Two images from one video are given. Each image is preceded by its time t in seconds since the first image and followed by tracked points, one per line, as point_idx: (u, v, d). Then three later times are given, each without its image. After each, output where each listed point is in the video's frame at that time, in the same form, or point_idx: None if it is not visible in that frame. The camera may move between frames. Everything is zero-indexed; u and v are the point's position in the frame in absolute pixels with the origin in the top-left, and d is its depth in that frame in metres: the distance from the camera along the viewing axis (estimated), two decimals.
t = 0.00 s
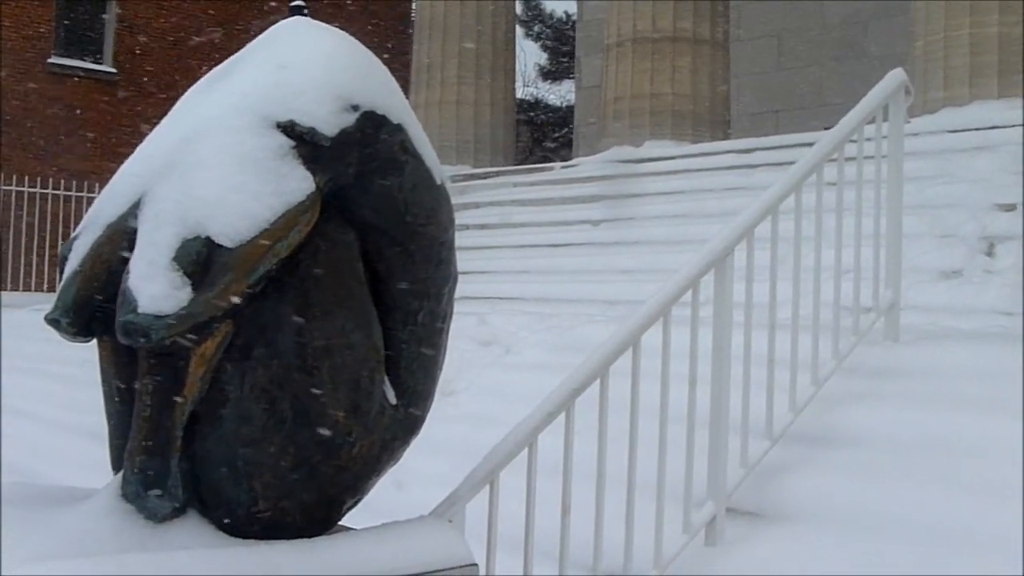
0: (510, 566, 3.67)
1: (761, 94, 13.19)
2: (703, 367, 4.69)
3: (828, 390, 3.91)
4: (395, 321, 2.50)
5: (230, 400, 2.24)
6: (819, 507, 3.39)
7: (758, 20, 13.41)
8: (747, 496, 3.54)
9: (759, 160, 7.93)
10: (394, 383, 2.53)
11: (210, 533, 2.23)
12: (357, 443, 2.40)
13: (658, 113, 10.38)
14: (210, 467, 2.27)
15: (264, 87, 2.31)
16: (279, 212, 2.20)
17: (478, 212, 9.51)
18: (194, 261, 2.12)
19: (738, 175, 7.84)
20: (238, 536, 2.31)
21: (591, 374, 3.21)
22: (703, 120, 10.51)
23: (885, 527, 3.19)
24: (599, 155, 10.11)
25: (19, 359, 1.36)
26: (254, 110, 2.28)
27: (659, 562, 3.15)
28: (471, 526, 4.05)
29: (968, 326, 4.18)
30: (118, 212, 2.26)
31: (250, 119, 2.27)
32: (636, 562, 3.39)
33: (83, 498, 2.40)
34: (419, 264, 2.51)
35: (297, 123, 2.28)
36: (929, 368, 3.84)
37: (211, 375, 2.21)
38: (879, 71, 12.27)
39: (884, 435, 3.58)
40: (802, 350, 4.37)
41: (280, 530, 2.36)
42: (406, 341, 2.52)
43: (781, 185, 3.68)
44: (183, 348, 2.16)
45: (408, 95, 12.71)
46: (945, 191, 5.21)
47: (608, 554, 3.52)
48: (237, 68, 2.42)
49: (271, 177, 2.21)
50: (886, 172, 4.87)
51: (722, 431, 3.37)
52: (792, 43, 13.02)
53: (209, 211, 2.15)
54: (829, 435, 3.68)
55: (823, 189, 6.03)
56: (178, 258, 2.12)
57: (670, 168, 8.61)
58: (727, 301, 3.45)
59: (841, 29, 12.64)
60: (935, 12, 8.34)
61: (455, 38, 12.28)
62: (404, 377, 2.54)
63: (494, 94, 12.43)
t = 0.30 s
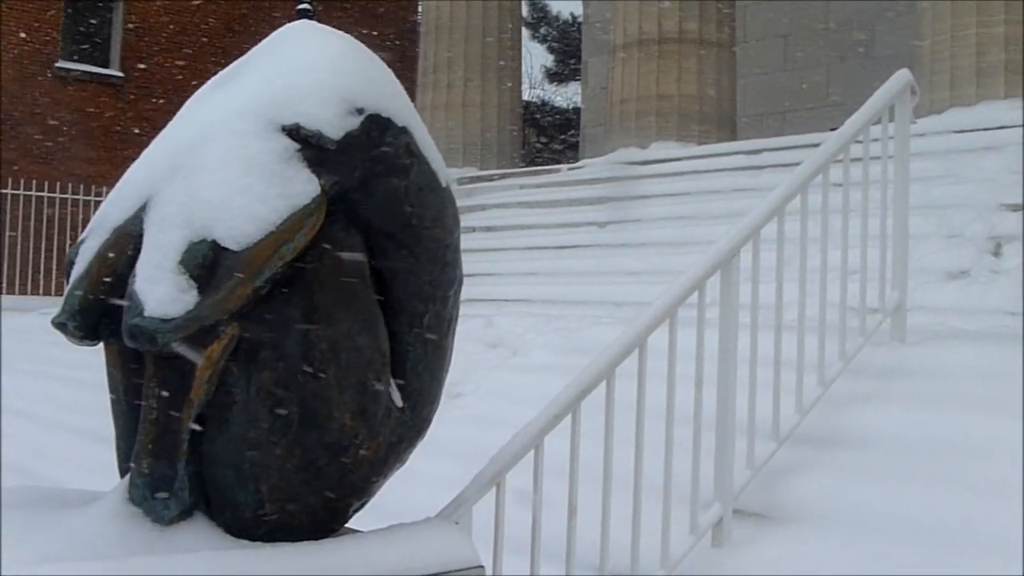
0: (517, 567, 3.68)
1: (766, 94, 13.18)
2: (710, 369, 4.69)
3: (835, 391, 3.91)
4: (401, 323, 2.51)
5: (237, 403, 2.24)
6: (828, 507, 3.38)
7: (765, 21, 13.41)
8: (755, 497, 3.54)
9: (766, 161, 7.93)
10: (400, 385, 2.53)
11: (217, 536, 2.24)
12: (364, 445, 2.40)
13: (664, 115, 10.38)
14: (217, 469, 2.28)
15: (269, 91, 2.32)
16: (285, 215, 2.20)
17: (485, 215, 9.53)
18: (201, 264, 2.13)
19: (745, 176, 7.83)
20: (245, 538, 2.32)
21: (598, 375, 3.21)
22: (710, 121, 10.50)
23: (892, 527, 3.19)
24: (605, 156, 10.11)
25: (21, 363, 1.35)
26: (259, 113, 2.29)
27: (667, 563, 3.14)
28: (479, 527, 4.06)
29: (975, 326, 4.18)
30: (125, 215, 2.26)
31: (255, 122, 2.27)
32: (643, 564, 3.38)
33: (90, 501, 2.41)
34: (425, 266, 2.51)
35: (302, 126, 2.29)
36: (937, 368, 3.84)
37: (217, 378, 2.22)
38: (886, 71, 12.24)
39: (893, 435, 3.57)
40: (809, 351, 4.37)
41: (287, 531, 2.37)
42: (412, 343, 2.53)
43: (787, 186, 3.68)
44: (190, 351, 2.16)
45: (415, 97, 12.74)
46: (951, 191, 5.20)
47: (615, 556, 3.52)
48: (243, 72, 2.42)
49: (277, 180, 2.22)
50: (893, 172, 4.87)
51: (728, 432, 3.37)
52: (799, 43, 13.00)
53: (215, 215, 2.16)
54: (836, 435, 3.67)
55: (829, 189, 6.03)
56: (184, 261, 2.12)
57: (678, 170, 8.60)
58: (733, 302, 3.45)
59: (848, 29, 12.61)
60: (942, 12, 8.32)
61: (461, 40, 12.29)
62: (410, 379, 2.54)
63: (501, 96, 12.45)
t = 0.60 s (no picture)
0: (526, 564, 3.68)
1: (776, 91, 13.15)
2: (719, 366, 4.68)
3: (844, 389, 3.90)
4: (409, 320, 2.51)
5: (246, 400, 2.25)
6: (836, 505, 3.38)
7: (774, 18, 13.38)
8: (763, 494, 3.53)
9: (775, 158, 7.91)
10: (408, 382, 2.53)
11: (226, 531, 2.25)
12: (372, 442, 2.40)
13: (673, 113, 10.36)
14: (226, 465, 2.28)
15: (278, 88, 2.32)
16: (293, 212, 2.20)
17: (494, 212, 9.53)
18: (209, 262, 2.13)
19: (754, 174, 7.81)
20: (254, 535, 2.32)
21: (606, 372, 3.21)
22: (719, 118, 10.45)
23: (900, 525, 3.19)
24: (614, 154, 10.10)
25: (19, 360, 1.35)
26: (268, 111, 2.29)
27: (675, 561, 3.14)
28: (486, 525, 4.06)
29: (984, 323, 4.16)
30: (133, 213, 2.27)
31: (263, 120, 2.28)
32: (651, 562, 3.38)
33: (99, 498, 2.42)
34: (433, 263, 2.51)
35: (310, 124, 2.29)
36: (946, 365, 3.83)
37: (226, 375, 2.22)
38: (896, 68, 12.19)
39: (901, 433, 3.57)
40: (818, 348, 4.36)
41: (296, 528, 2.37)
42: (420, 340, 2.53)
43: (796, 183, 3.67)
44: (198, 348, 2.17)
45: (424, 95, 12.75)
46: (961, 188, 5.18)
47: (623, 554, 3.52)
48: (251, 70, 2.43)
49: (285, 178, 2.22)
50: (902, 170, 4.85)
51: (737, 430, 3.36)
52: (809, 40, 12.97)
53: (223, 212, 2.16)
54: (845, 433, 3.66)
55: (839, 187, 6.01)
56: (193, 259, 2.13)
57: (687, 167, 8.59)
58: (741, 299, 3.44)
59: (859, 27, 12.57)
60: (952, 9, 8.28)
61: (470, 38, 12.29)
62: (419, 376, 2.54)
63: (510, 94, 12.45)
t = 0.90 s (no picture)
0: (545, 562, 3.68)
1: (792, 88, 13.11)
2: (737, 363, 4.67)
3: (863, 386, 3.88)
4: (425, 318, 2.51)
5: (263, 398, 2.26)
6: (855, 503, 3.37)
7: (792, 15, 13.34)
8: (782, 492, 3.52)
9: (793, 155, 7.88)
10: (425, 380, 2.53)
11: (244, 529, 2.26)
12: (389, 440, 2.41)
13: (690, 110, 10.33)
14: (244, 464, 2.29)
15: (294, 87, 2.33)
16: (310, 211, 2.21)
17: (512, 210, 9.54)
18: (226, 261, 2.14)
19: (772, 171, 7.77)
20: (272, 533, 2.33)
21: (623, 370, 3.20)
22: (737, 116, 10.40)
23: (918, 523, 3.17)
24: (632, 151, 10.09)
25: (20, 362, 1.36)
26: (284, 110, 2.30)
27: (693, 559, 3.14)
28: (504, 522, 4.06)
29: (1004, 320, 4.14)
30: (151, 213, 2.28)
31: (280, 119, 2.28)
32: (669, 559, 3.38)
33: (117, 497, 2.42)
34: (449, 261, 2.51)
35: (326, 123, 2.30)
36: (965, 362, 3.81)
37: (244, 374, 2.23)
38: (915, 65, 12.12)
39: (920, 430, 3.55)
40: (837, 345, 4.34)
41: (314, 526, 2.38)
42: (437, 338, 2.53)
43: (813, 180, 3.65)
44: (216, 347, 2.18)
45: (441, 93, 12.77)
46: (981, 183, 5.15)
47: (641, 551, 3.52)
48: (268, 69, 2.43)
49: (302, 177, 2.23)
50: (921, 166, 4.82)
51: (755, 427, 3.35)
52: (826, 36, 12.92)
53: (240, 212, 2.17)
54: (864, 431, 3.65)
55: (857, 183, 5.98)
56: (210, 258, 2.14)
57: (705, 164, 8.57)
58: (759, 296, 3.43)
59: (877, 23, 12.50)
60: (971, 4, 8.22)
61: (487, 36, 12.31)
62: (436, 374, 2.54)
63: (527, 92, 12.46)
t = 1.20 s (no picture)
0: (566, 559, 3.68)
1: (815, 84, 13.04)
2: (760, 360, 4.65)
3: (885, 384, 3.86)
4: (446, 316, 2.51)
5: (285, 395, 2.27)
6: (877, 500, 3.35)
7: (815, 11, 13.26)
8: (804, 490, 3.50)
9: (816, 152, 7.84)
10: (446, 377, 2.54)
11: (266, 526, 2.27)
12: (410, 437, 2.41)
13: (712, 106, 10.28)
14: (265, 461, 2.31)
15: (315, 86, 2.33)
16: (330, 209, 2.22)
17: (535, 208, 9.54)
18: (247, 260, 2.15)
19: (794, 167, 7.73)
20: (295, 531, 2.34)
21: (645, 367, 3.19)
22: (759, 112, 10.35)
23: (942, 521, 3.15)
24: (654, 149, 10.07)
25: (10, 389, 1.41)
26: (304, 109, 2.31)
27: (714, 558, 3.13)
28: (525, 519, 4.06)
29: None
30: (172, 212, 2.30)
31: (300, 118, 2.29)
32: (690, 557, 3.37)
33: (140, 495, 2.44)
34: (469, 259, 2.51)
35: (346, 122, 2.31)
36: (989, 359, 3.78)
37: (265, 371, 2.25)
38: (939, 60, 12.02)
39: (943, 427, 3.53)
40: (859, 342, 4.31)
41: (335, 524, 2.39)
42: (458, 336, 2.53)
43: (836, 176, 3.63)
44: (237, 346, 2.19)
45: (463, 92, 12.80)
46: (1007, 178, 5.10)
47: (662, 548, 3.52)
48: (287, 69, 2.44)
49: (323, 175, 2.24)
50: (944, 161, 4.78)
51: (777, 425, 3.33)
52: (848, 32, 12.84)
53: (262, 210, 2.19)
54: (887, 428, 3.63)
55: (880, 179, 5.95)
56: (231, 257, 2.15)
57: (726, 161, 8.54)
58: (781, 293, 3.42)
59: (901, 18, 12.38)
60: None
61: (509, 35, 12.33)
62: (457, 372, 2.55)
63: (549, 89, 12.47)
